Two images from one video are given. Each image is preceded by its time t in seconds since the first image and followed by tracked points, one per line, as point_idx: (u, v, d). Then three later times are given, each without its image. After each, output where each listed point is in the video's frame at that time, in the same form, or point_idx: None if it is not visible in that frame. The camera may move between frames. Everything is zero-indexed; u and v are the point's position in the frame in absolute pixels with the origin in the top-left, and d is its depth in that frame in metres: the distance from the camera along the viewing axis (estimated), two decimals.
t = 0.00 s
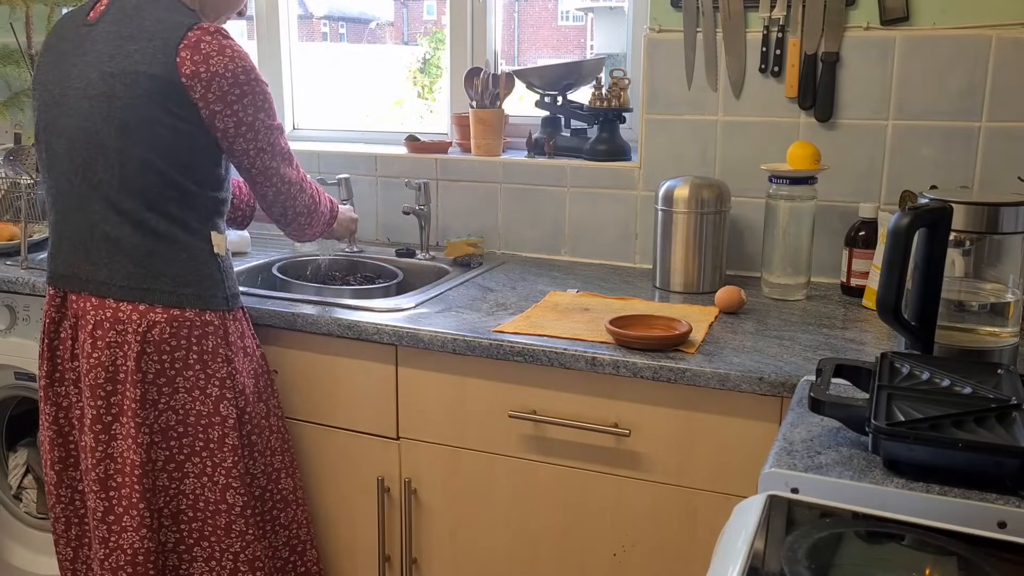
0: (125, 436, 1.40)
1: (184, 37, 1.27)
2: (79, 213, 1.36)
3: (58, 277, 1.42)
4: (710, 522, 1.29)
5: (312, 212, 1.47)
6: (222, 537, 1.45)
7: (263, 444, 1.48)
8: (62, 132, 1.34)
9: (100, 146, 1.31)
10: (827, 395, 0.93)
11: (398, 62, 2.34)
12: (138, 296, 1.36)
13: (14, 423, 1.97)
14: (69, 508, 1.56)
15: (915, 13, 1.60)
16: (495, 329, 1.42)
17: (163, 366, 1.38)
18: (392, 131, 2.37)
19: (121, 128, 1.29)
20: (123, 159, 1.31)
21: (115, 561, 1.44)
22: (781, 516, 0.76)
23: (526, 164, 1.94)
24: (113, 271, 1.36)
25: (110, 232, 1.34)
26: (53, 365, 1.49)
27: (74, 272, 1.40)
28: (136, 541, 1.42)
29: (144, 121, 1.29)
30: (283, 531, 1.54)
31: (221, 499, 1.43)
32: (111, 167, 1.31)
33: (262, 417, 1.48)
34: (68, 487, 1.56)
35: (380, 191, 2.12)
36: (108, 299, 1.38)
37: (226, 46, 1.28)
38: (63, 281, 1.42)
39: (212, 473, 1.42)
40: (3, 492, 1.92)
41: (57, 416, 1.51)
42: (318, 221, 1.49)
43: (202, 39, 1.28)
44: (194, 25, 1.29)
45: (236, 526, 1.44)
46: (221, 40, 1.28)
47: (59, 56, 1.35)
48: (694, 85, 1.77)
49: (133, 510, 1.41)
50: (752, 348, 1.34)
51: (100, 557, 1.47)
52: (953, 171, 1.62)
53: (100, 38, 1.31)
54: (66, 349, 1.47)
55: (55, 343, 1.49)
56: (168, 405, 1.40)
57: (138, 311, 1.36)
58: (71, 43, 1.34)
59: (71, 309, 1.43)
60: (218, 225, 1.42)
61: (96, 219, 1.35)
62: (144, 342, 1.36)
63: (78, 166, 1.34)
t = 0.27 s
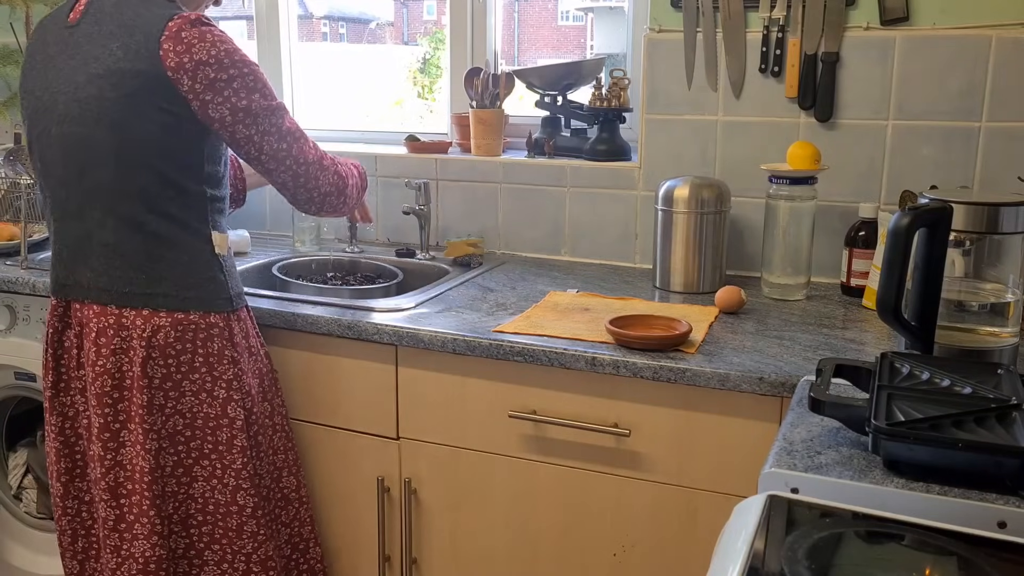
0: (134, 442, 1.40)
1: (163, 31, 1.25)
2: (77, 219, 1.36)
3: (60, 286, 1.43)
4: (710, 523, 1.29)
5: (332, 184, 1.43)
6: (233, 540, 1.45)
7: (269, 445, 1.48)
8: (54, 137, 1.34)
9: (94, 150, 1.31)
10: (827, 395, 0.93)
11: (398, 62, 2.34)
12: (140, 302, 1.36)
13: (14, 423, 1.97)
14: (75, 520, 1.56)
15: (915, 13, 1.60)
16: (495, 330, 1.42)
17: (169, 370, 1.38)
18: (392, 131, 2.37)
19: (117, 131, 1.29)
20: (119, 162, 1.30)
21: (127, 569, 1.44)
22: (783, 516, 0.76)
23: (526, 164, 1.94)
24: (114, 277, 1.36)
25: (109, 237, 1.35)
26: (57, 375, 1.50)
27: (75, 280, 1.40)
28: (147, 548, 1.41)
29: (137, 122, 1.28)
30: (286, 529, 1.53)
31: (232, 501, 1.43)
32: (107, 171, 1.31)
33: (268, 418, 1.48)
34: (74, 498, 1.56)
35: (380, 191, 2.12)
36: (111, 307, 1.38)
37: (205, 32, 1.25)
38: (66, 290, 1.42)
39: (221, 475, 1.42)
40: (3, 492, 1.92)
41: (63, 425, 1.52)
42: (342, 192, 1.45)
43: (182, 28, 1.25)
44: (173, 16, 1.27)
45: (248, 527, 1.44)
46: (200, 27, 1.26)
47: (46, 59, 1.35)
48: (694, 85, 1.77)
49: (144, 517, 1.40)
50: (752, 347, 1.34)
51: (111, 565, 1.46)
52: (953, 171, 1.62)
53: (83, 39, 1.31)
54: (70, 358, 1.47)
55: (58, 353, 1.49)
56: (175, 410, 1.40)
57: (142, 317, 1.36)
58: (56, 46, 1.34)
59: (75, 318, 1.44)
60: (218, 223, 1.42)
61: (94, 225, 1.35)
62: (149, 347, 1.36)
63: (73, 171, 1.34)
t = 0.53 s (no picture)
0: (133, 448, 1.40)
1: (131, 25, 1.21)
2: (66, 224, 1.36)
3: (52, 294, 1.42)
4: (710, 523, 1.29)
5: (337, 137, 1.33)
6: (243, 536, 1.46)
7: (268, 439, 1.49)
8: (38, 141, 1.33)
9: (78, 153, 1.30)
10: (827, 395, 0.93)
11: (398, 62, 2.34)
12: (134, 306, 1.36)
13: (14, 423, 1.97)
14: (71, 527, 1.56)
15: (915, 13, 1.60)
16: (495, 330, 1.42)
17: (165, 373, 1.38)
18: (392, 131, 2.37)
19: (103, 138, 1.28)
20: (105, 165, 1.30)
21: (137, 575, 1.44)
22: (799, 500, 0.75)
23: (526, 164, 1.94)
24: (108, 282, 1.36)
25: (102, 242, 1.35)
26: (48, 385, 1.49)
27: (67, 287, 1.40)
28: (153, 554, 1.41)
29: (119, 122, 1.27)
30: (287, 518, 1.54)
31: (239, 497, 1.44)
32: (94, 174, 1.30)
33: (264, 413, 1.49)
34: (69, 504, 1.56)
35: (380, 191, 2.12)
36: (103, 313, 1.38)
37: (171, 17, 1.20)
38: (61, 298, 1.42)
39: (226, 474, 1.43)
40: (3, 492, 1.92)
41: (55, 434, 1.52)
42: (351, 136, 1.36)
43: (148, 18, 1.20)
44: (140, 6, 1.22)
45: (257, 521, 1.46)
46: (167, 13, 1.20)
47: (23, 63, 1.33)
48: (694, 85, 1.77)
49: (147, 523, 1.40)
50: (752, 347, 1.34)
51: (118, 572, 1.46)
52: (953, 171, 1.62)
53: (55, 42, 1.28)
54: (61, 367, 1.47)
55: (47, 363, 1.48)
56: (174, 413, 1.40)
57: (134, 320, 1.36)
58: (31, 50, 1.32)
59: (64, 327, 1.43)
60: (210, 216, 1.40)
61: (85, 230, 1.35)
62: (143, 352, 1.36)
63: (58, 174, 1.33)
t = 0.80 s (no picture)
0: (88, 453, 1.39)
1: (102, 19, 1.22)
2: (26, 220, 1.35)
3: (15, 292, 1.42)
4: (710, 522, 1.29)
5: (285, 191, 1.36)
6: (198, 550, 1.44)
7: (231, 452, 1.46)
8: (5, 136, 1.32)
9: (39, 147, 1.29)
10: (827, 395, 0.93)
11: (399, 62, 2.34)
12: (86, 307, 1.34)
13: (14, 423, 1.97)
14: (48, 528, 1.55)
15: (915, 13, 1.60)
16: (495, 330, 1.42)
17: (118, 378, 1.36)
18: (392, 131, 2.37)
19: (66, 137, 1.27)
20: (62, 159, 1.29)
21: None
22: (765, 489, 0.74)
23: (526, 164, 1.94)
24: (62, 281, 1.35)
25: (56, 239, 1.33)
26: (13, 383, 1.49)
27: (27, 285, 1.39)
28: (107, 560, 1.41)
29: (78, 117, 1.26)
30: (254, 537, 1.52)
31: (193, 511, 1.42)
32: (51, 169, 1.29)
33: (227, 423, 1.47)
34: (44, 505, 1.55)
35: (380, 191, 2.12)
36: (58, 312, 1.36)
37: (146, 20, 1.21)
38: (21, 295, 1.41)
39: (180, 485, 1.41)
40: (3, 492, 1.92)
41: (24, 433, 1.51)
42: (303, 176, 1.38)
43: (121, 16, 1.21)
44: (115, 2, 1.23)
45: (211, 537, 1.43)
46: (142, 15, 1.21)
47: None
48: (694, 85, 1.77)
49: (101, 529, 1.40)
50: (752, 347, 1.34)
51: None
52: (953, 171, 1.62)
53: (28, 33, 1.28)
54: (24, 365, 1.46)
55: (13, 360, 1.48)
56: (127, 419, 1.38)
57: (87, 322, 1.34)
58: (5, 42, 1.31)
59: (25, 325, 1.42)
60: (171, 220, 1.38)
61: (42, 226, 1.34)
62: (95, 354, 1.34)
63: (21, 170, 1.32)
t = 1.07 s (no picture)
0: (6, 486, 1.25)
1: (70, 27, 1.07)
2: None
3: None
4: (710, 522, 1.29)
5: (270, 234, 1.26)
6: None
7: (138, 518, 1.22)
8: None
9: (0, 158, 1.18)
10: (828, 395, 0.93)
11: (399, 62, 2.34)
12: (11, 327, 1.18)
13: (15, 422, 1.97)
14: None
15: (915, 13, 1.60)
16: (495, 329, 1.42)
17: (34, 410, 1.19)
18: (392, 131, 2.37)
19: (16, 140, 1.12)
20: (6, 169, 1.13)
21: None
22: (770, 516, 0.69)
23: (527, 164, 1.94)
24: None
25: None
26: None
27: None
28: None
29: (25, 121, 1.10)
30: None
31: None
32: None
33: (147, 486, 1.22)
34: None
35: (380, 191, 2.12)
36: None
37: (116, 35, 1.06)
38: None
39: (76, 545, 1.20)
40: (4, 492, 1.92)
41: None
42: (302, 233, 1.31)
43: (89, 27, 1.07)
44: (88, 11, 1.09)
45: None
46: (113, 28, 1.07)
47: None
48: (694, 85, 1.77)
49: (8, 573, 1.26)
50: (752, 347, 1.34)
51: None
52: (952, 171, 1.62)
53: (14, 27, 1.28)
54: None
55: None
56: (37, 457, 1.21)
57: (9, 343, 1.18)
58: None
59: None
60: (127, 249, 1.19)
61: None
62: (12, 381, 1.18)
63: None
